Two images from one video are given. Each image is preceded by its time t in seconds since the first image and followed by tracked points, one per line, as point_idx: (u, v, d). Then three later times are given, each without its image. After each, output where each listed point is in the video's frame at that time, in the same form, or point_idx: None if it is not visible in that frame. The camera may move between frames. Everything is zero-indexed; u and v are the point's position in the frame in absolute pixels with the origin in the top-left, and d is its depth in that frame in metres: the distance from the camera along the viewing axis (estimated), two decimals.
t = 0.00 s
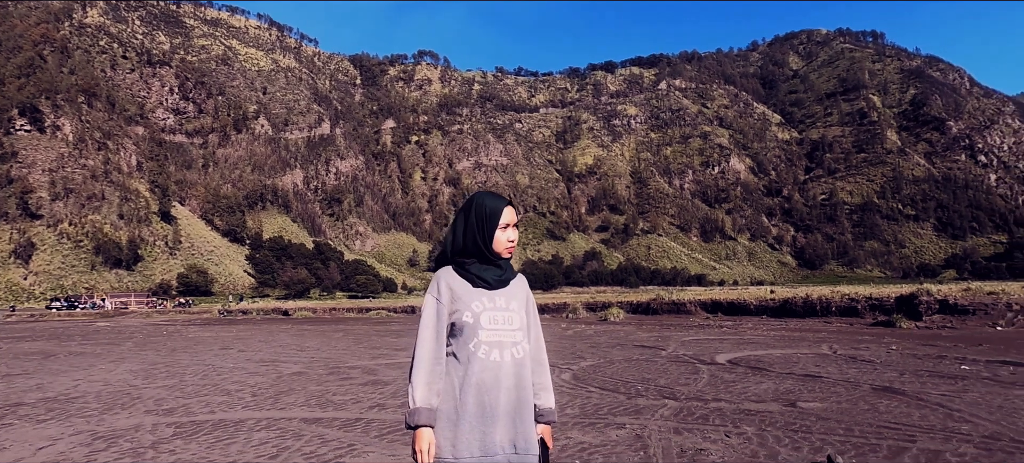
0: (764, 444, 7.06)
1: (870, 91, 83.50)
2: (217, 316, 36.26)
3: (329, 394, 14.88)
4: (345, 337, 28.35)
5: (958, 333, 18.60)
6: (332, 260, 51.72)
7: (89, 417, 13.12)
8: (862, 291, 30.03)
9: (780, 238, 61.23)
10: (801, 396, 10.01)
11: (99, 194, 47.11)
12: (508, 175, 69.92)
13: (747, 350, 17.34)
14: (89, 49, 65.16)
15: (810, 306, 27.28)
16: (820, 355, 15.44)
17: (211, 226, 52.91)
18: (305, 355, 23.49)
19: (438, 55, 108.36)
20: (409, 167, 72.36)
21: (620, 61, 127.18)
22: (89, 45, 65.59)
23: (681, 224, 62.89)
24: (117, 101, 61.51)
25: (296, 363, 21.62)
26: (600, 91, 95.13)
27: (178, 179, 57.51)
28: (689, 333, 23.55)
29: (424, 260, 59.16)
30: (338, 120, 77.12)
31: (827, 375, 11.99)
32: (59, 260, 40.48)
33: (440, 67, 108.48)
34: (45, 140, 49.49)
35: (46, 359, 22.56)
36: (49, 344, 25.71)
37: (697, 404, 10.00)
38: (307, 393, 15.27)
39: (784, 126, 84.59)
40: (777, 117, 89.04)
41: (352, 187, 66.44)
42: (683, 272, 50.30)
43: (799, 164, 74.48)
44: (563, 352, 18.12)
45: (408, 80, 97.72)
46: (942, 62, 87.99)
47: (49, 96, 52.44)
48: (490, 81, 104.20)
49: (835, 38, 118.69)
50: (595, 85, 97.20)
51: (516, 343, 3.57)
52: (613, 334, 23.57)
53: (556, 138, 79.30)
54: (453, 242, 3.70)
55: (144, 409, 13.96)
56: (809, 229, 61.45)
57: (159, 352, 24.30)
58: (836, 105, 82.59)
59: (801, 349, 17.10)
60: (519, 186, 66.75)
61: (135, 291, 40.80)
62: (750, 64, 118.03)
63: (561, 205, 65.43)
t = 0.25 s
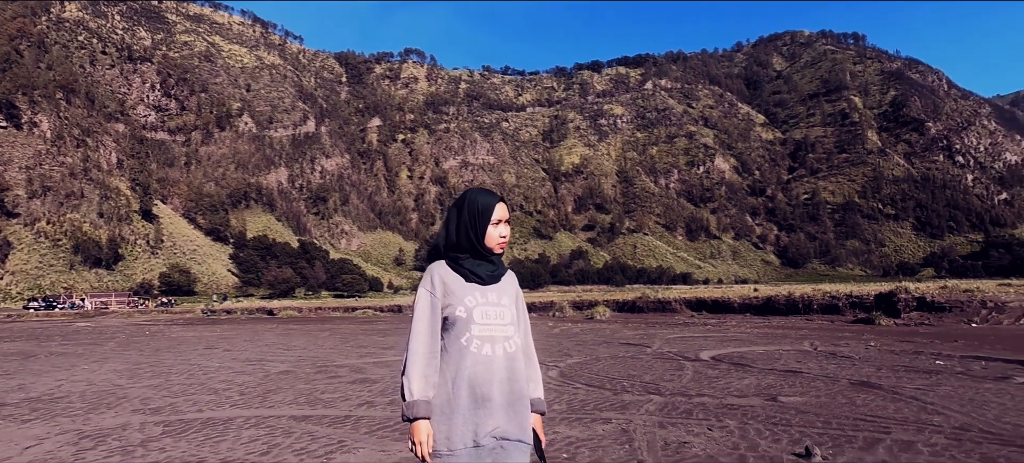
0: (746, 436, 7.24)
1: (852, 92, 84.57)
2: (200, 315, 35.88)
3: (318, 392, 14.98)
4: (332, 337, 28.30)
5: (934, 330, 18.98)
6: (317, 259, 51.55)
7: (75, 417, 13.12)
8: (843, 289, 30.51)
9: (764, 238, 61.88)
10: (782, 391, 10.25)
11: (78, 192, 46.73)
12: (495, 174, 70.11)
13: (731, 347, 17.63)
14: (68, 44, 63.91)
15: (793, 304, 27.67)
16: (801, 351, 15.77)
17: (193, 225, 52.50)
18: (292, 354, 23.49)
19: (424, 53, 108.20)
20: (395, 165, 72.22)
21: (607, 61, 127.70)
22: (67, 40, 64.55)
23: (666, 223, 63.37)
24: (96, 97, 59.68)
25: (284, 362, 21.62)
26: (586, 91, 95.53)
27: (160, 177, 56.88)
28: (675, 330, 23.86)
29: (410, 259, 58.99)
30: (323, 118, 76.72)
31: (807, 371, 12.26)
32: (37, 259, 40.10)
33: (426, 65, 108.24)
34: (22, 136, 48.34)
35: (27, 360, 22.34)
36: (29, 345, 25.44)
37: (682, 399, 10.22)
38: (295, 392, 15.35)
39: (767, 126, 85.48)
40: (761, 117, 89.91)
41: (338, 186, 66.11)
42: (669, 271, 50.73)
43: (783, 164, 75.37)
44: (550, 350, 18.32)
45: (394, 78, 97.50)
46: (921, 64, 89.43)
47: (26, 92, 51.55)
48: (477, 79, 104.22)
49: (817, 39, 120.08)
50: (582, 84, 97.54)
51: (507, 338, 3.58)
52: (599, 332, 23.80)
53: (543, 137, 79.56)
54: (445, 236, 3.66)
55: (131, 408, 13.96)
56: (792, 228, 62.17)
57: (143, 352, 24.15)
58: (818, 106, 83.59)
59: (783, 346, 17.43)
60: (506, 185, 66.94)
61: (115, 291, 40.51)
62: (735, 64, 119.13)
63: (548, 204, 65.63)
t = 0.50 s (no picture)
0: (727, 430, 7.46)
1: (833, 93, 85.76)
2: (182, 315, 35.39)
3: (305, 391, 15.05)
4: (318, 336, 28.31)
5: (910, 327, 19.45)
6: (301, 258, 51.32)
7: (59, 417, 13.07)
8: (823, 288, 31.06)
9: (747, 237, 62.54)
10: (762, 387, 10.50)
11: (55, 190, 45.94)
12: (480, 174, 70.31)
13: (714, 345, 17.94)
14: (44, 39, 62.83)
15: (775, 302, 28.12)
16: (782, 348, 16.09)
17: (175, 224, 51.96)
18: (278, 354, 23.46)
19: (409, 51, 107.99)
20: (380, 164, 72.08)
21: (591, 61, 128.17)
22: (44, 35, 63.41)
23: (651, 222, 63.86)
24: (74, 94, 59.33)
25: (269, 361, 21.61)
26: (572, 90, 95.90)
27: (140, 175, 56.17)
28: (659, 328, 24.16)
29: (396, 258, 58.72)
30: (307, 116, 76.28)
31: (787, 367, 12.55)
32: (13, 258, 38.91)
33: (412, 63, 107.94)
34: None
35: (6, 361, 22.07)
36: (8, 345, 25.11)
37: (665, 395, 10.45)
38: (282, 390, 15.41)
39: (750, 127, 86.38)
40: (744, 117, 90.83)
41: (322, 184, 65.75)
42: (654, 270, 51.15)
43: (765, 164, 76.28)
44: (536, 348, 18.53)
45: (379, 76, 97.20)
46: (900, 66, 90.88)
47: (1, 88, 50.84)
48: (463, 78, 104.18)
49: (799, 41, 121.40)
50: (567, 84, 97.86)
51: (498, 336, 3.60)
52: (584, 331, 24.04)
53: (528, 136, 79.80)
54: (435, 235, 3.69)
55: (117, 408, 13.94)
56: (774, 228, 62.92)
57: (126, 352, 23.98)
58: (800, 106, 84.60)
59: (765, 343, 17.76)
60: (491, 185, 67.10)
61: (94, 291, 39.35)
62: (718, 65, 120.21)
63: (533, 203, 65.86)
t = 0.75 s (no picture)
0: (710, 424, 7.66)
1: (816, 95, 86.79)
2: (165, 317, 34.93)
3: (293, 390, 15.11)
4: (304, 336, 28.26)
5: (889, 325, 19.85)
6: (286, 259, 50.98)
7: (45, 417, 13.04)
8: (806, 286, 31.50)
9: (732, 237, 63.03)
10: (745, 383, 10.73)
11: (33, 190, 45.62)
12: (467, 174, 70.36)
13: (698, 343, 18.20)
14: (21, 35, 61.74)
15: (758, 301, 28.49)
16: (765, 346, 16.38)
17: (157, 224, 51.45)
18: (264, 354, 23.41)
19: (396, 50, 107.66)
20: (366, 164, 71.80)
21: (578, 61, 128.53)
22: (22, 32, 62.38)
23: (637, 222, 64.25)
24: (52, 91, 57.86)
25: (256, 362, 21.56)
26: (559, 91, 96.12)
27: (121, 174, 55.47)
28: (645, 327, 24.42)
29: (382, 258, 58.39)
30: (292, 116, 75.78)
31: (769, 364, 12.81)
32: None
33: (398, 62, 107.58)
34: None
35: None
36: None
37: (650, 392, 10.65)
38: (270, 390, 15.44)
39: (735, 128, 87.07)
40: (729, 118, 91.61)
41: (308, 184, 65.30)
42: (640, 270, 51.44)
43: (750, 164, 76.99)
44: (524, 347, 18.68)
45: (365, 75, 96.84)
46: (881, 69, 92.15)
47: None
48: (450, 78, 104.04)
49: (783, 43, 122.60)
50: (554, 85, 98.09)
51: (489, 334, 3.70)
52: (571, 330, 24.22)
53: (515, 136, 79.92)
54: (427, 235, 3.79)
55: (102, 409, 13.92)
56: (758, 228, 63.51)
57: (109, 353, 23.79)
58: (784, 107, 85.47)
59: (748, 341, 18.04)
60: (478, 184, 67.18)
61: (73, 292, 38.81)
62: (704, 66, 121.08)
63: (520, 203, 66.01)
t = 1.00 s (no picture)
0: (690, 419, 7.89)
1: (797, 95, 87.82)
2: (144, 319, 34.53)
3: (279, 390, 15.16)
4: (288, 337, 28.18)
5: (866, 323, 20.29)
6: (269, 259, 50.46)
7: (27, 419, 13.00)
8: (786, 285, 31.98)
9: (715, 237, 63.62)
10: (725, 379, 10.98)
11: (7, 189, 45.17)
12: (452, 174, 70.43)
13: (680, 341, 18.49)
14: None
15: (740, 299, 28.91)
16: (746, 343, 16.70)
17: (136, 224, 50.84)
18: (249, 355, 23.37)
19: (380, 50, 107.33)
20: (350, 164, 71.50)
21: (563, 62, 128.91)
22: None
23: (621, 222, 64.69)
24: (26, 88, 57.20)
25: (241, 363, 21.52)
26: (544, 91, 96.51)
27: (99, 173, 54.72)
28: (629, 326, 24.71)
29: (366, 258, 57.33)
30: (275, 115, 75.26)
31: (749, 361, 13.08)
32: None
33: (382, 62, 107.31)
34: None
35: None
36: None
37: (634, 388, 10.86)
38: (255, 390, 15.47)
39: (718, 129, 87.92)
40: (712, 120, 92.45)
41: (290, 184, 64.80)
42: (625, 270, 51.76)
43: (732, 165, 77.88)
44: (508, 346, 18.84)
45: (349, 74, 96.62)
46: (860, 72, 93.63)
47: None
48: (434, 78, 103.95)
49: (764, 45, 123.99)
50: (539, 85, 98.41)
51: (480, 334, 3.76)
52: (556, 329, 24.43)
53: (500, 137, 80.09)
54: (421, 235, 3.87)
55: (86, 410, 13.89)
56: (740, 228, 64.20)
57: (89, 355, 23.58)
58: (765, 109, 86.48)
59: (729, 339, 18.36)
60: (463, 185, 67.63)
61: (48, 294, 38.17)
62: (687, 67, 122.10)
63: (505, 204, 66.19)
